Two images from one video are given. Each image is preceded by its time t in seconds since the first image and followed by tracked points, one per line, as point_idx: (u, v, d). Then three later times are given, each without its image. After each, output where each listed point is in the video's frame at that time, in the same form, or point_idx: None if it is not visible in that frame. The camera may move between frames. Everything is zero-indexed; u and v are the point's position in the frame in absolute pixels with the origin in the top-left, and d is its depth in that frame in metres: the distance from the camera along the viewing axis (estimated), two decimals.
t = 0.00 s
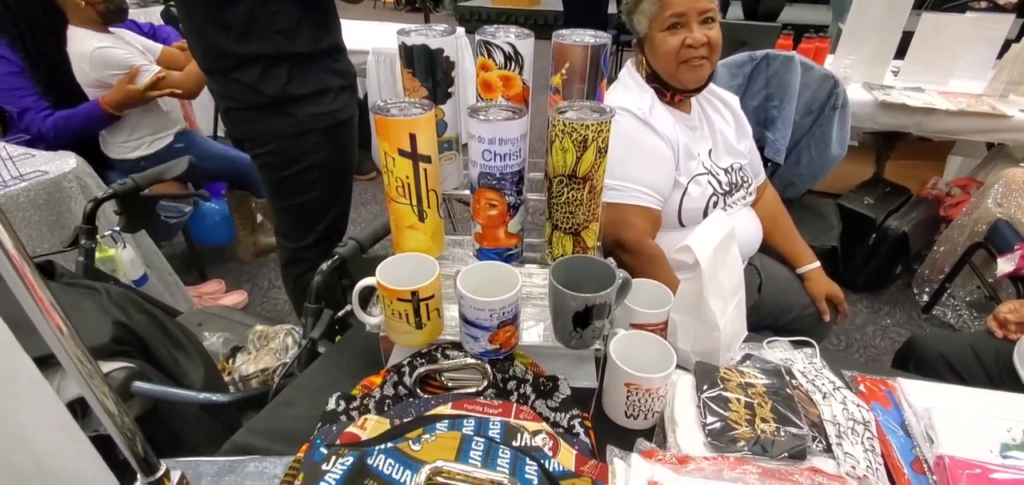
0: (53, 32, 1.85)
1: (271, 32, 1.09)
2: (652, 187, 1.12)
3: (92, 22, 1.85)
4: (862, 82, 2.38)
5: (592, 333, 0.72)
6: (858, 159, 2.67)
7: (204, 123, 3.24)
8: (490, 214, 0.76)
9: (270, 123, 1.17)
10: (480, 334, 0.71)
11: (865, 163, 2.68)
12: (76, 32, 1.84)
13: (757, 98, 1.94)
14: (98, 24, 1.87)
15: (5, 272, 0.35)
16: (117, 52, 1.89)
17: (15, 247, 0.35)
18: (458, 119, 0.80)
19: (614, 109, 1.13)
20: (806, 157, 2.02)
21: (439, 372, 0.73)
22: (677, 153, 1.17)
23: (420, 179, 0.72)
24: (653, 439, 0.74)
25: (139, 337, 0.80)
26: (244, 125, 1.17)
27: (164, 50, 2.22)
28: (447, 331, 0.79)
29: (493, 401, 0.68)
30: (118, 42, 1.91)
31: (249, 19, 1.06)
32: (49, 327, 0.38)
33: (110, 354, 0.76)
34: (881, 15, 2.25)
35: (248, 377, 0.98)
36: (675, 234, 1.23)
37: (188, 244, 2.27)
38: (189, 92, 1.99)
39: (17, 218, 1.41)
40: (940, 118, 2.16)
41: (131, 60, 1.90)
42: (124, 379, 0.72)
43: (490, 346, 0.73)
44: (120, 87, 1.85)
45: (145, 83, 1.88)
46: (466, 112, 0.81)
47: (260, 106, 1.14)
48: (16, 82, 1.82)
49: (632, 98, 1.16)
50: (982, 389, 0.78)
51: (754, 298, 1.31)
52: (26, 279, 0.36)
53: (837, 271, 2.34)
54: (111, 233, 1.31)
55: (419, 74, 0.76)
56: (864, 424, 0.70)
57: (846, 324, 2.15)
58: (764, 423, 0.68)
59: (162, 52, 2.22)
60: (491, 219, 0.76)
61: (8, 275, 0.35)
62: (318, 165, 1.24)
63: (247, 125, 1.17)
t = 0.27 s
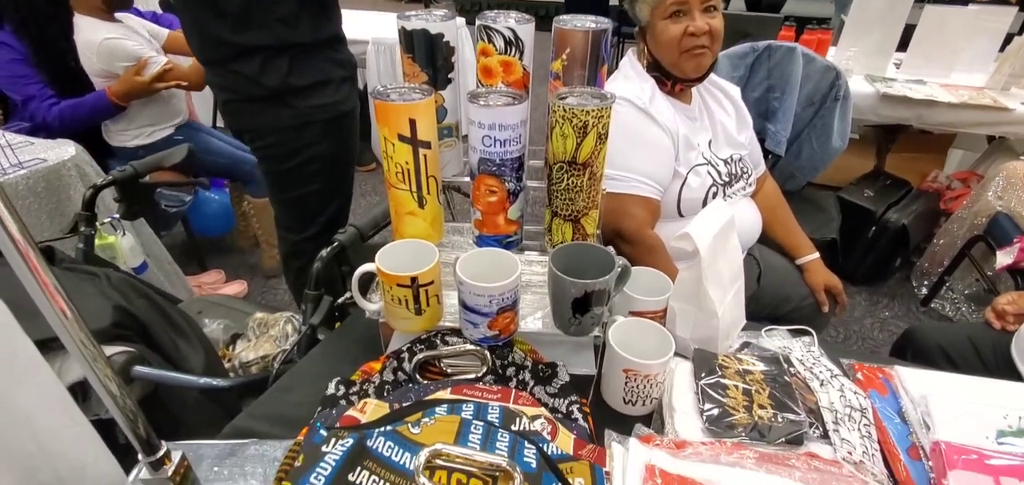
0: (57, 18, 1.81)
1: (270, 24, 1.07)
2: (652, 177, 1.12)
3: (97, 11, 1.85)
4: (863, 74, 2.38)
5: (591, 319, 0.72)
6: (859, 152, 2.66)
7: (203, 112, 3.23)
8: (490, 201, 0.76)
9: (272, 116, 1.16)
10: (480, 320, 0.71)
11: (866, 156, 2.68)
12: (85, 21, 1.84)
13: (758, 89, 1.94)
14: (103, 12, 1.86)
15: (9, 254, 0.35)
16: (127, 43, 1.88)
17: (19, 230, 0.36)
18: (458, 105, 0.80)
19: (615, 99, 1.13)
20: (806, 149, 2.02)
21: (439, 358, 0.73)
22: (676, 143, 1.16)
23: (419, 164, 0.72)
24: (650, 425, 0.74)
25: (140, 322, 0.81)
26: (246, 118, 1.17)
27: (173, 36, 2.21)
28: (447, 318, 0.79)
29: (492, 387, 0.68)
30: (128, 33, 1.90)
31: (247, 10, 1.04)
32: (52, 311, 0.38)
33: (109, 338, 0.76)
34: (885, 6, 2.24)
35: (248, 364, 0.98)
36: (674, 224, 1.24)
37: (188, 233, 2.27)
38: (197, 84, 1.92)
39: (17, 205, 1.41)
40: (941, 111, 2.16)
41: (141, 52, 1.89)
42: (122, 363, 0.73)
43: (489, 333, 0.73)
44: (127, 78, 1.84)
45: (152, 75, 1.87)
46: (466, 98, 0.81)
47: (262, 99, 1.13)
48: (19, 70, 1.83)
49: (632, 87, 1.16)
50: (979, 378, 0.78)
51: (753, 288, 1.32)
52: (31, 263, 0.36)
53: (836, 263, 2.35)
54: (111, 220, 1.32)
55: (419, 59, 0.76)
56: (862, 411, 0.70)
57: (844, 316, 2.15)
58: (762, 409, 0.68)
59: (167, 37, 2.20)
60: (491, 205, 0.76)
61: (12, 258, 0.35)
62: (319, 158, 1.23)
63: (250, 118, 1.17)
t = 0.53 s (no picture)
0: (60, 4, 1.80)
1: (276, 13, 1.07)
2: (653, 165, 1.12)
3: None
4: (867, 63, 2.37)
5: (591, 303, 0.73)
6: (861, 142, 2.66)
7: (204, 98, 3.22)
8: (492, 186, 0.77)
9: (279, 107, 1.16)
10: (481, 303, 0.72)
11: (868, 146, 2.67)
12: (90, 7, 1.81)
13: (761, 78, 1.93)
14: None
15: (24, 235, 0.36)
16: (132, 29, 1.87)
17: (34, 212, 0.36)
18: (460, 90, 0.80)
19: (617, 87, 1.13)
20: (808, 138, 2.02)
21: (441, 342, 0.74)
22: (677, 130, 1.17)
23: (422, 149, 0.72)
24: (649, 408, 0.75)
25: (146, 303, 0.82)
26: (250, 108, 1.16)
27: (174, 19, 2.19)
28: (449, 302, 0.80)
29: (493, 370, 0.69)
30: (133, 18, 1.89)
31: None
32: (66, 289, 0.39)
33: (116, 319, 0.77)
34: None
35: (252, 347, 0.99)
36: (674, 212, 1.24)
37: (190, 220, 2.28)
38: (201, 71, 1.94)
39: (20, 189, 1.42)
40: (945, 100, 2.15)
41: (147, 38, 1.89)
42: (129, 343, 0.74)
43: (491, 316, 0.74)
44: (133, 65, 1.84)
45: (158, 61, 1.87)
46: (468, 83, 0.81)
47: (267, 89, 1.13)
48: (23, 55, 1.82)
49: (634, 74, 1.16)
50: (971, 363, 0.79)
51: (752, 276, 1.33)
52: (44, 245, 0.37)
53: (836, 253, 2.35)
54: (114, 205, 1.32)
55: (421, 43, 0.76)
56: (857, 395, 0.71)
57: (843, 306, 2.16)
58: (759, 393, 0.69)
59: (170, 20, 2.19)
60: (493, 190, 0.77)
61: (28, 239, 0.36)
62: (324, 148, 1.23)
63: (255, 109, 1.16)
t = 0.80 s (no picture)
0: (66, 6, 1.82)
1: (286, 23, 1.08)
2: (651, 171, 1.14)
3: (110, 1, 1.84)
4: (867, 66, 2.38)
5: (591, 310, 0.75)
6: (861, 144, 2.67)
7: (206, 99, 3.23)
8: (493, 194, 0.78)
9: (291, 115, 1.17)
10: (482, 310, 0.74)
11: (867, 148, 2.68)
12: (96, 10, 1.83)
13: (760, 82, 1.94)
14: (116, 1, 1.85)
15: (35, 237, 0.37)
16: (137, 34, 1.88)
17: (43, 213, 0.38)
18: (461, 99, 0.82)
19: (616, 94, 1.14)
20: (807, 141, 2.03)
21: (442, 347, 0.76)
22: (676, 137, 1.18)
23: (425, 158, 0.74)
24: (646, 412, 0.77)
25: (153, 309, 0.84)
26: (258, 116, 1.16)
27: (179, 21, 2.20)
28: (451, 307, 0.82)
29: (493, 375, 0.71)
30: (137, 22, 1.90)
31: (262, 7, 1.04)
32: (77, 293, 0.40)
33: (125, 324, 0.79)
34: None
35: (257, 350, 1.01)
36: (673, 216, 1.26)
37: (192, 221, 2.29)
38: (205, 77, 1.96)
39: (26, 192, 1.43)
40: (944, 103, 2.16)
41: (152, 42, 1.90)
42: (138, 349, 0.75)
43: (492, 322, 0.75)
44: (137, 68, 1.86)
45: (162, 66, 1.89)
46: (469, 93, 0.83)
47: (278, 98, 1.15)
48: (28, 58, 1.84)
49: (632, 80, 1.17)
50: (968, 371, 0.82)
51: (750, 280, 1.34)
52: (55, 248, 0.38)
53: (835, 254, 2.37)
54: (121, 209, 1.33)
55: (423, 54, 0.77)
56: (850, 400, 0.73)
57: (842, 307, 2.18)
58: (754, 399, 0.70)
59: (174, 23, 2.20)
60: (494, 199, 0.78)
61: (39, 241, 0.37)
62: (334, 153, 1.26)
63: (265, 117, 1.17)
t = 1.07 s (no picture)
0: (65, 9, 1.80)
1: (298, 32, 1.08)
2: (658, 179, 1.14)
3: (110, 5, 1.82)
4: (868, 69, 2.38)
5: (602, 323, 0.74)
6: (862, 146, 2.67)
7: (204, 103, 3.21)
8: (504, 207, 0.78)
9: (301, 123, 1.17)
10: (494, 323, 0.73)
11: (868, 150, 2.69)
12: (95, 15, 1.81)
13: (762, 85, 1.94)
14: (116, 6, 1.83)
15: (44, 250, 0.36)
16: (137, 38, 1.87)
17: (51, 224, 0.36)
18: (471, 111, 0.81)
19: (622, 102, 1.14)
20: (808, 144, 2.03)
21: (453, 361, 0.75)
22: (682, 144, 1.18)
23: (435, 171, 0.73)
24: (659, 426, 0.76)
25: (162, 326, 0.83)
26: (268, 125, 1.16)
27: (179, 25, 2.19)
28: (461, 321, 0.81)
29: (506, 389, 0.70)
30: (137, 27, 1.88)
31: (275, 18, 1.04)
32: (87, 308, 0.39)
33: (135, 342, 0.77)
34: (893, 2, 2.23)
35: (264, 362, 1.00)
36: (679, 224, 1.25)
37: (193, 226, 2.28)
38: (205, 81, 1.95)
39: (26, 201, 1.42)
40: (946, 106, 2.17)
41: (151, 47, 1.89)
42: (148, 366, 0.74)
43: (503, 336, 0.75)
44: (137, 72, 1.84)
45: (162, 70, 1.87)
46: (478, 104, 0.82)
47: (289, 107, 1.14)
48: (27, 63, 1.82)
49: (638, 87, 1.17)
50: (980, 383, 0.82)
51: (756, 287, 1.34)
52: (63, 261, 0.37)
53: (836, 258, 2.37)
54: (123, 218, 1.34)
55: (433, 65, 0.77)
56: (864, 413, 0.72)
57: (844, 311, 2.18)
58: (769, 413, 0.70)
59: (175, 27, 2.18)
60: (505, 211, 0.77)
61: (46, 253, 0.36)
62: (344, 163, 1.25)
63: (275, 126, 1.16)
